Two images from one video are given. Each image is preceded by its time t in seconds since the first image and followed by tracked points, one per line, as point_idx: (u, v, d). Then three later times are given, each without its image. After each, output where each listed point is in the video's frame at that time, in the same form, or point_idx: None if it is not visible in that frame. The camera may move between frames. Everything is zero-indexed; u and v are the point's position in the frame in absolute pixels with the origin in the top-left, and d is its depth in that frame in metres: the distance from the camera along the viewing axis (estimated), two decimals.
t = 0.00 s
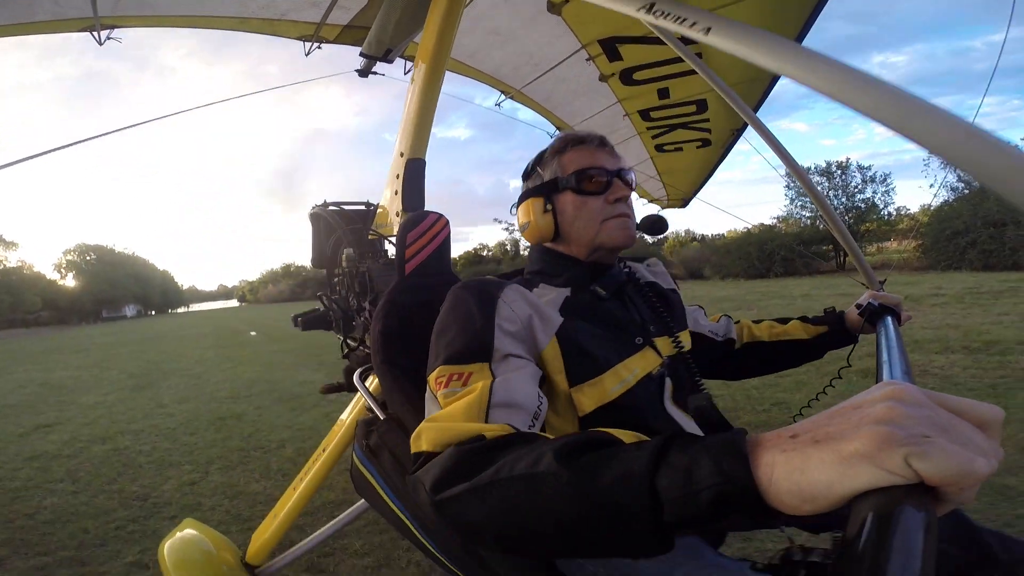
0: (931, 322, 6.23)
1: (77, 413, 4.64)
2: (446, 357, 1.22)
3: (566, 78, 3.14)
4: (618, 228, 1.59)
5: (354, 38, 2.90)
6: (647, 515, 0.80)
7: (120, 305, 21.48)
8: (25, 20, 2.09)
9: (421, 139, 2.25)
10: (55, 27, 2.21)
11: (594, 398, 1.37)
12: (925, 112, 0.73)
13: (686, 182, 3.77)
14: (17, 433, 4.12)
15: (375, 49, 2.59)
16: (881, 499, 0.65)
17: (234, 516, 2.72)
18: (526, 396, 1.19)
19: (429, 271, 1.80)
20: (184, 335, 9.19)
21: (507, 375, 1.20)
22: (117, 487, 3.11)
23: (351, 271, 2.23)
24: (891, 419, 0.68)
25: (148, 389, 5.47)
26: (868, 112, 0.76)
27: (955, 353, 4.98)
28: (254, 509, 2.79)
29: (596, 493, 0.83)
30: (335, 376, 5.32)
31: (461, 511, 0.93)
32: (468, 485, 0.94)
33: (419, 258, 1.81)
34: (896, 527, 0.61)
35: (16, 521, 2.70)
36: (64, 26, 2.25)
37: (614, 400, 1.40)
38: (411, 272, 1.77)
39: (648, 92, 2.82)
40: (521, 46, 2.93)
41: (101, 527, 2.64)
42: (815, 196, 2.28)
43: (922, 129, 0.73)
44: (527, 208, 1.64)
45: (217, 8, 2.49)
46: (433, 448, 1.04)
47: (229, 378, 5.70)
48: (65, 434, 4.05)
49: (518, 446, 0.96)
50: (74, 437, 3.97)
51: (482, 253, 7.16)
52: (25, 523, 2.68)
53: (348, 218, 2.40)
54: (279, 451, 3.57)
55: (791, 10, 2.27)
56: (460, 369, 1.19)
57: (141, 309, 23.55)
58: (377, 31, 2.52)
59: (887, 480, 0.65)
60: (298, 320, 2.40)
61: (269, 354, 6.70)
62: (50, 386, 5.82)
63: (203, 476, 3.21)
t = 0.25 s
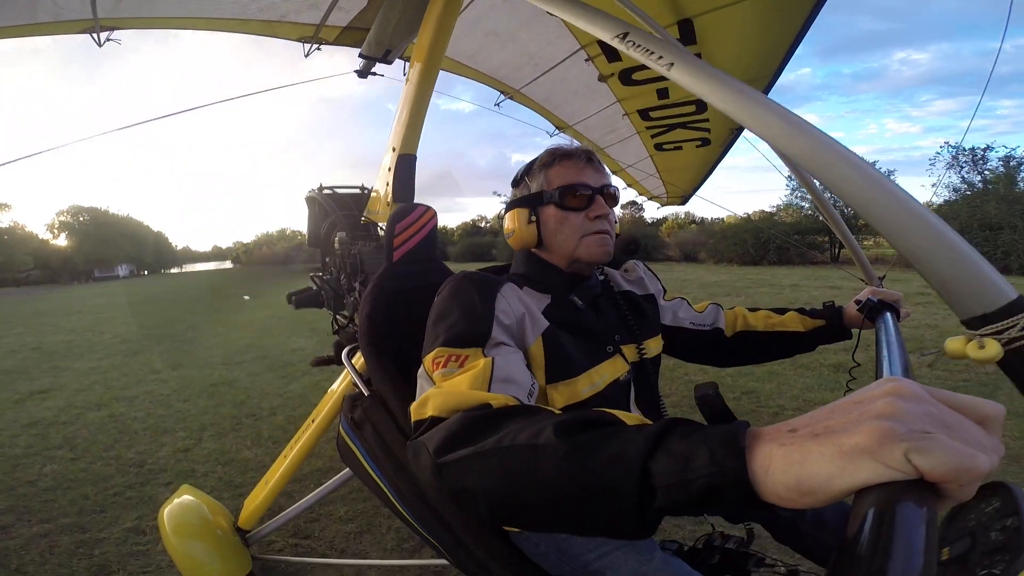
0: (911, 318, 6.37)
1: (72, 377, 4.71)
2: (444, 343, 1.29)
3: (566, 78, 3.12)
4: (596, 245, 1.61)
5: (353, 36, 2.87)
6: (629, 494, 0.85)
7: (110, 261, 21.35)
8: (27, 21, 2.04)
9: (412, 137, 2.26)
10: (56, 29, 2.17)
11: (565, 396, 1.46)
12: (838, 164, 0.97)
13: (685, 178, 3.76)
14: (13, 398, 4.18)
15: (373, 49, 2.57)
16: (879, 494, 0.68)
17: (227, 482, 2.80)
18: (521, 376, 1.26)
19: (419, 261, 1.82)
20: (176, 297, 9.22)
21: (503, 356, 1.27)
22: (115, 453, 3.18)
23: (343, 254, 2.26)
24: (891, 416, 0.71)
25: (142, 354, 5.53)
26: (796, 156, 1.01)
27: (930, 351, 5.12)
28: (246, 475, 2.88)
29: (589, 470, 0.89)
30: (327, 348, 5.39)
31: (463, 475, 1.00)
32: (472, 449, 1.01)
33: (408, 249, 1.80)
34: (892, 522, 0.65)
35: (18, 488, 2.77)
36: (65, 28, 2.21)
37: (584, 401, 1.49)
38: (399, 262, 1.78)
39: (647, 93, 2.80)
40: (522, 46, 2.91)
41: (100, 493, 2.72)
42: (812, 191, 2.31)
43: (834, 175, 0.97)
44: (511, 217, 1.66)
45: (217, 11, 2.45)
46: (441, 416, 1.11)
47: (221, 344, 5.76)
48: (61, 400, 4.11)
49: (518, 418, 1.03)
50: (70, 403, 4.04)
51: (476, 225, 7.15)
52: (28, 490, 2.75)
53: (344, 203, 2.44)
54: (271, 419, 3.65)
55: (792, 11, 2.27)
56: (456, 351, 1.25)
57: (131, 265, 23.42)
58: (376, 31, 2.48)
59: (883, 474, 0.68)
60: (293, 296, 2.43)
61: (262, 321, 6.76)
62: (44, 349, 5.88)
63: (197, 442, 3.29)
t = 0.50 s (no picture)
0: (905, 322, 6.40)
1: (69, 365, 4.71)
2: (444, 341, 1.29)
3: (565, 77, 3.11)
4: (584, 257, 1.61)
5: (353, 33, 2.85)
6: (623, 487, 0.87)
7: (107, 245, 21.30)
8: (25, 19, 2.00)
9: (410, 135, 2.25)
10: (56, 26, 2.13)
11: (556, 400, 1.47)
12: (806, 183, 1.06)
13: (684, 181, 3.71)
14: (10, 385, 4.18)
15: (374, 47, 2.57)
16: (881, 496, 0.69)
17: (221, 473, 2.82)
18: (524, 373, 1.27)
19: (413, 259, 1.79)
20: (173, 284, 9.22)
21: (505, 355, 1.28)
22: (111, 442, 3.19)
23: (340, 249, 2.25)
24: (892, 417, 0.71)
25: (138, 341, 5.54)
26: (769, 174, 1.09)
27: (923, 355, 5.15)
28: (240, 466, 2.89)
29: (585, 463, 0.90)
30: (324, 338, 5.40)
31: (469, 461, 1.01)
32: (481, 434, 1.03)
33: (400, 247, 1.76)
34: (894, 526, 0.67)
35: (15, 476, 2.78)
36: (65, 25, 2.18)
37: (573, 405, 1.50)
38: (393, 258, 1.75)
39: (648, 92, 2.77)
40: (523, 45, 2.89)
41: (96, 482, 2.73)
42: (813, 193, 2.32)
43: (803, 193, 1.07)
44: (502, 227, 1.67)
45: (216, 6, 2.41)
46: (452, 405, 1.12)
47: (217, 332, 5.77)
48: (57, 388, 4.11)
49: (525, 408, 1.04)
50: (66, 391, 4.04)
51: (475, 217, 7.14)
52: (24, 479, 2.76)
53: (341, 197, 2.44)
54: (266, 410, 3.66)
55: (793, 12, 2.27)
56: (458, 350, 1.26)
57: (128, 249, 23.36)
58: (377, 29, 2.46)
59: (883, 476, 0.68)
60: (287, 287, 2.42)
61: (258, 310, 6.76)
62: (42, 335, 5.88)
63: (193, 432, 3.31)
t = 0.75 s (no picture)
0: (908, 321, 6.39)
1: (71, 367, 4.72)
2: (454, 342, 1.29)
3: (566, 77, 3.11)
4: (591, 255, 1.62)
5: (353, 35, 2.85)
6: (627, 489, 0.88)
7: (108, 247, 21.34)
8: (23, 20, 2.03)
9: (412, 136, 2.25)
10: (54, 26, 2.15)
11: (562, 396, 1.47)
12: (811, 181, 1.05)
13: (686, 181, 3.73)
14: (12, 388, 4.19)
15: (374, 49, 2.59)
16: (881, 495, 0.68)
17: (224, 476, 2.82)
18: (532, 376, 1.27)
19: (416, 259, 1.78)
20: (175, 287, 9.23)
21: (513, 358, 1.28)
22: (113, 445, 3.20)
23: (342, 249, 2.25)
24: (890, 417, 0.70)
25: (140, 343, 5.54)
26: (775, 172, 1.08)
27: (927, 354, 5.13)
28: (243, 469, 2.89)
29: (589, 467, 0.91)
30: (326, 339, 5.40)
31: (477, 469, 1.02)
32: (489, 441, 1.03)
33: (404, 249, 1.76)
34: (895, 524, 0.66)
35: (17, 480, 2.78)
36: (64, 26, 2.20)
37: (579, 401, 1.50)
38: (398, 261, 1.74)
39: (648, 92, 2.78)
40: (522, 45, 2.89)
41: (98, 486, 2.73)
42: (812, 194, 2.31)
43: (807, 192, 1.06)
44: (507, 226, 1.66)
45: (215, 6, 2.42)
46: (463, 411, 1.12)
47: (219, 334, 5.78)
48: (60, 391, 4.12)
49: (533, 413, 1.04)
50: (69, 394, 4.05)
51: (476, 219, 7.14)
52: (27, 482, 2.77)
53: (344, 197, 2.44)
54: (268, 412, 3.66)
55: (793, 13, 2.26)
56: (467, 354, 1.26)
57: (130, 252, 23.40)
58: (377, 31, 2.46)
59: (882, 476, 0.68)
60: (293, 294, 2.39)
61: (260, 312, 6.77)
62: (44, 338, 5.89)
63: (195, 435, 3.31)
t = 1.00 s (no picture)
0: (915, 324, 6.33)
1: (70, 392, 4.68)
2: (448, 367, 1.24)
3: (567, 77, 3.14)
4: (603, 242, 1.61)
5: (352, 33, 2.90)
6: (631, 517, 0.84)
7: (110, 278, 21.40)
8: (28, 16, 2.09)
9: (416, 138, 2.26)
10: (56, 23, 2.22)
11: (586, 404, 1.44)
12: (865, 143, 0.93)
13: (684, 180, 3.79)
14: (11, 414, 4.15)
15: (375, 47, 2.60)
16: (881, 497, 0.65)
17: (227, 499, 2.76)
18: (531, 406, 1.21)
19: (422, 264, 1.74)
20: (176, 314, 9.22)
21: (510, 387, 1.22)
22: (112, 469, 3.15)
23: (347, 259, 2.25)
24: (888, 419, 0.68)
25: (141, 368, 5.51)
26: (818, 136, 0.97)
27: (936, 355, 5.07)
28: (246, 492, 2.84)
29: (591, 503, 0.87)
30: (328, 360, 5.36)
31: (477, 516, 0.98)
32: (483, 487, 0.99)
33: (410, 253, 1.72)
34: (896, 525, 0.62)
35: (13, 504, 2.73)
36: (67, 23, 2.27)
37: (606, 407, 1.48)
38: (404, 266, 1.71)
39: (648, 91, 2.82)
40: (522, 44, 2.93)
41: (95, 510, 2.68)
42: (812, 195, 2.30)
43: (861, 155, 0.94)
44: (515, 216, 1.64)
45: (216, 6, 2.47)
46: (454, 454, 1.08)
47: (220, 359, 5.74)
48: (59, 415, 4.07)
49: (530, 453, 0.99)
50: (68, 418, 4.01)
51: (476, 237, 7.15)
52: (23, 506, 2.72)
53: (347, 207, 2.44)
54: (271, 434, 3.61)
55: (789, 15, 2.29)
56: (462, 381, 1.21)
57: (131, 282, 23.44)
58: (377, 29, 2.49)
59: (880, 479, 0.66)
60: (294, 306, 2.36)
61: (262, 336, 6.74)
62: (44, 364, 5.86)
63: (197, 458, 3.26)
